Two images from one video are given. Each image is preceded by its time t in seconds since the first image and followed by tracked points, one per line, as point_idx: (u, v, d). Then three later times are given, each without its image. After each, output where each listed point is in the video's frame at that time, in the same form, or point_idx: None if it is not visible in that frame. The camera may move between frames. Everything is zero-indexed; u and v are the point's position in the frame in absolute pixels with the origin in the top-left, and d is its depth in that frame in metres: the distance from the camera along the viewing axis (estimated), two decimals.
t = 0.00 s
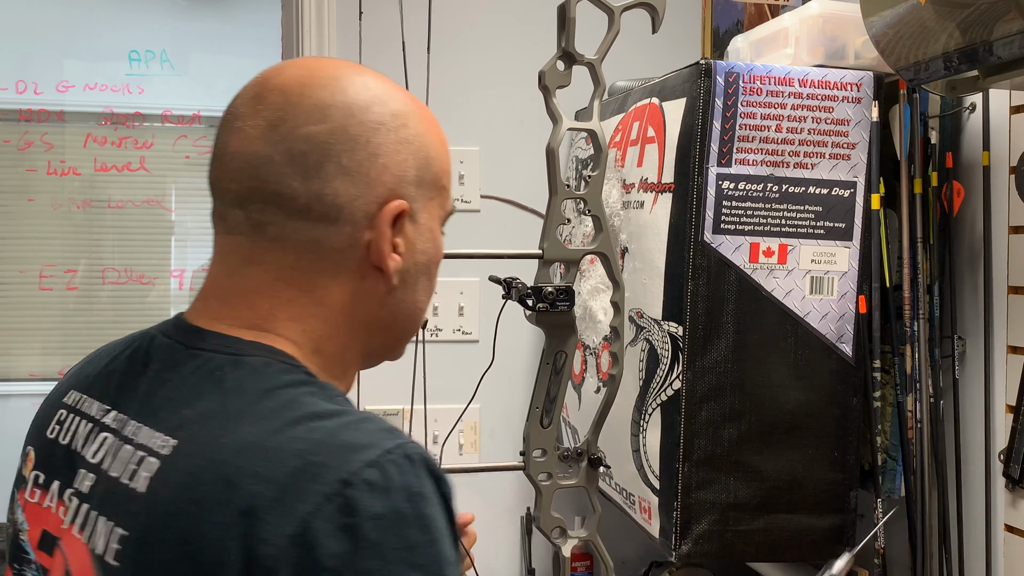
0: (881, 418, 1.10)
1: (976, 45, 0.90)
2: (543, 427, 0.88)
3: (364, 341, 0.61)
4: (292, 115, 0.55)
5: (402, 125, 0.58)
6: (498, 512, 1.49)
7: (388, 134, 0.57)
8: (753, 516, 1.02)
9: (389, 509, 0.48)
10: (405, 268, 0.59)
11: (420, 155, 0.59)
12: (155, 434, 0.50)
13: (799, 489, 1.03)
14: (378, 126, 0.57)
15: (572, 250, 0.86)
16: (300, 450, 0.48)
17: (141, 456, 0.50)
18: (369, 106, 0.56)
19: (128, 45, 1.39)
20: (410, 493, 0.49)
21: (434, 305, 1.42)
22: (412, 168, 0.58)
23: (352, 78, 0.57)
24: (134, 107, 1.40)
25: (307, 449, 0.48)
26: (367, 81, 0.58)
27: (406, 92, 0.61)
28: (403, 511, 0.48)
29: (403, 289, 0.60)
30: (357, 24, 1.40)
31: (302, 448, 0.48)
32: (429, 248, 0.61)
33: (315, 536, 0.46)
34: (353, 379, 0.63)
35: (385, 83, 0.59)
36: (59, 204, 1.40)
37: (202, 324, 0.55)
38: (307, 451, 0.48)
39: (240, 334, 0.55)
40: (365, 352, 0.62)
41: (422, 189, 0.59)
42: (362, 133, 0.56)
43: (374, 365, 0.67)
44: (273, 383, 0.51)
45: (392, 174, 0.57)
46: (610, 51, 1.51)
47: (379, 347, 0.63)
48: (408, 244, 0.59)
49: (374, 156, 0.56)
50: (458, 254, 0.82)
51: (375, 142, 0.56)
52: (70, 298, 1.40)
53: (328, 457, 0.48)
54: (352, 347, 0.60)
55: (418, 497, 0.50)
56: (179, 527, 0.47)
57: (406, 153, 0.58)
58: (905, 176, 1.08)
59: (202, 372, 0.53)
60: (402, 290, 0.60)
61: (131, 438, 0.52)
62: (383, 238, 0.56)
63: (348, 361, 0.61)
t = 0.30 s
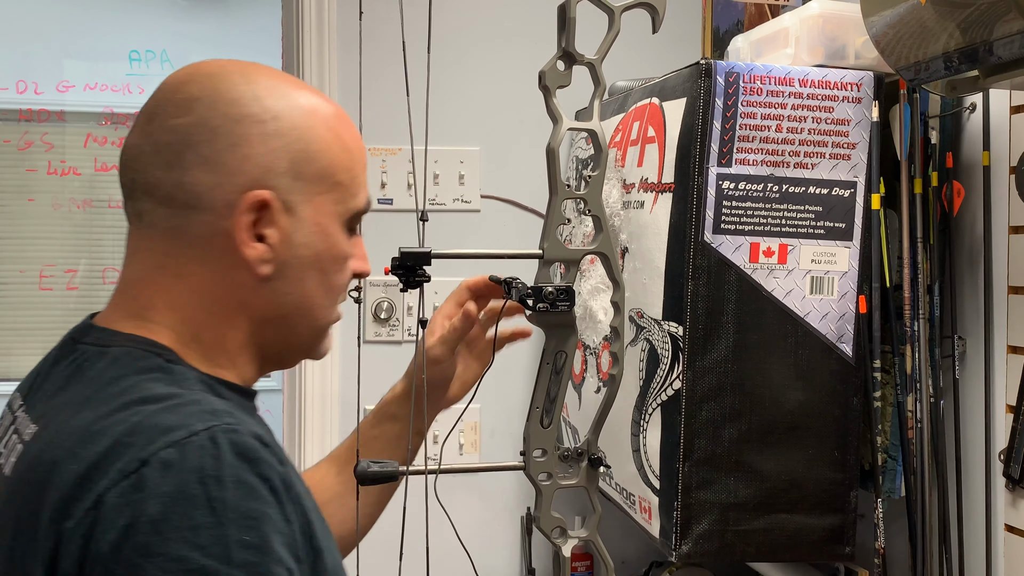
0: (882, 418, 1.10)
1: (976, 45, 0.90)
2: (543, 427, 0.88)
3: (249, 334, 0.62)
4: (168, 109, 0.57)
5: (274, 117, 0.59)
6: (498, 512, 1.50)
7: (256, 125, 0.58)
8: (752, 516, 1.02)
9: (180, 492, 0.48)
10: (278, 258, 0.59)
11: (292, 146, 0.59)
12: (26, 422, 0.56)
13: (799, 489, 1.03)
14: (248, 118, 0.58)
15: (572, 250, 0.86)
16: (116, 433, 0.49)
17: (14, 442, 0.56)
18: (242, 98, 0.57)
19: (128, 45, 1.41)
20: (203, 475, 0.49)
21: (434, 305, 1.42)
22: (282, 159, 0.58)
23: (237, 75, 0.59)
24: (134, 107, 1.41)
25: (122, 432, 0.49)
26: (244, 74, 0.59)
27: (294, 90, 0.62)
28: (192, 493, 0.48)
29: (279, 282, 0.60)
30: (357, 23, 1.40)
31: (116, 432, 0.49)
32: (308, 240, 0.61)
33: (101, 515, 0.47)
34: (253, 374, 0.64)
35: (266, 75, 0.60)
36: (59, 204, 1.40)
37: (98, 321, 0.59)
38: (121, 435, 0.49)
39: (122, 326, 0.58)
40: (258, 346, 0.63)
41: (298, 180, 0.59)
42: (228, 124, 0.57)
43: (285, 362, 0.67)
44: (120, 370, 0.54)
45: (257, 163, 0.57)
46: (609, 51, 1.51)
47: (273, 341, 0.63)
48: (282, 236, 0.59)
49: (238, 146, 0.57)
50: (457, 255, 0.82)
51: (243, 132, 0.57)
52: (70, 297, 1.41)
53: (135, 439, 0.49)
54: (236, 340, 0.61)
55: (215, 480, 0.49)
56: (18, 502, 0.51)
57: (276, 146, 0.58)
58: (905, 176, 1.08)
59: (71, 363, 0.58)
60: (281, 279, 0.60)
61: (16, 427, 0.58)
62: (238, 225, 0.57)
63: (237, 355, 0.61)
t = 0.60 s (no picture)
0: (882, 418, 1.10)
1: (976, 45, 0.90)
2: (543, 427, 0.88)
3: (174, 340, 0.67)
4: (126, 121, 0.65)
5: (199, 132, 0.63)
6: (498, 513, 1.50)
7: (180, 137, 0.63)
8: (753, 516, 1.02)
9: (136, 485, 0.54)
10: (182, 266, 0.64)
11: (209, 162, 0.63)
12: None
13: (799, 490, 1.03)
14: (176, 130, 0.63)
15: (572, 250, 0.86)
16: (71, 430, 0.55)
17: None
18: (175, 111, 0.63)
19: (128, 46, 1.43)
20: (158, 470, 0.55)
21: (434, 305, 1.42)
22: (196, 172, 0.63)
23: (186, 90, 0.66)
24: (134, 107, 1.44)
25: (75, 430, 0.55)
26: (192, 90, 0.65)
27: (236, 109, 0.66)
28: (148, 487, 0.54)
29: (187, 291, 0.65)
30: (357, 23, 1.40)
31: (71, 430, 0.55)
32: (217, 256, 0.64)
33: (63, 510, 0.53)
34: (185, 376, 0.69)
35: (213, 92, 0.66)
36: (59, 204, 1.40)
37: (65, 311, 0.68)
38: (75, 433, 0.55)
39: (74, 318, 0.66)
40: (185, 353, 0.68)
41: (211, 196, 0.63)
42: (158, 133, 0.63)
43: (224, 372, 0.72)
44: (79, 373, 0.60)
45: (165, 172, 0.63)
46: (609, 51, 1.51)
47: (197, 350, 0.68)
48: (186, 245, 0.64)
49: (154, 156, 0.63)
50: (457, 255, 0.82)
51: (169, 144, 0.63)
52: (70, 298, 1.41)
53: (90, 438, 0.55)
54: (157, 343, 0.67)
55: (169, 473, 0.55)
56: None
57: (190, 157, 0.63)
58: (905, 176, 1.08)
59: (32, 359, 0.63)
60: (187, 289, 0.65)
61: None
62: (138, 231, 0.63)
63: (161, 356, 0.67)
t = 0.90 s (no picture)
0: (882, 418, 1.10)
1: (976, 45, 0.90)
2: (543, 427, 0.88)
3: (197, 327, 0.71)
4: (107, 120, 0.66)
5: (199, 123, 0.66)
6: (498, 512, 1.50)
7: (180, 131, 0.65)
8: (753, 516, 1.02)
9: (165, 488, 0.56)
10: (210, 258, 0.68)
11: (216, 150, 0.66)
12: None
13: (798, 490, 1.03)
14: (174, 124, 0.65)
15: (573, 250, 0.86)
16: (93, 437, 0.57)
17: None
18: (169, 105, 0.65)
19: (128, 46, 1.44)
20: (186, 472, 0.57)
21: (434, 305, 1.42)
22: (207, 163, 0.66)
23: (165, 81, 0.67)
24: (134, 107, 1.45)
25: (97, 436, 0.57)
26: (172, 82, 0.66)
27: (220, 94, 0.68)
28: (179, 489, 0.56)
29: (214, 278, 0.69)
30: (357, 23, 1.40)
31: (92, 437, 0.57)
32: (242, 240, 0.69)
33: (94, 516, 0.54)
34: (204, 358, 0.73)
35: (193, 81, 0.67)
36: (59, 204, 1.40)
37: (65, 316, 0.68)
38: (97, 439, 0.57)
39: (83, 324, 0.67)
40: (208, 338, 0.72)
41: (225, 183, 0.67)
42: (157, 131, 0.65)
43: (242, 348, 0.77)
44: (92, 376, 0.62)
45: (178, 170, 0.65)
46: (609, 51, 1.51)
47: (221, 333, 0.72)
48: (212, 236, 0.67)
49: (159, 154, 0.65)
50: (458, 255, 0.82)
51: (170, 139, 0.65)
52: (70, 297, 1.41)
53: (113, 444, 0.56)
54: (182, 333, 0.70)
55: (197, 474, 0.57)
56: None
57: (197, 149, 0.65)
58: (904, 176, 1.08)
59: (42, 363, 0.65)
60: (213, 276, 0.69)
61: None
62: (164, 232, 0.65)
63: (185, 345, 0.71)
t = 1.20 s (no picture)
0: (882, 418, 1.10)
1: (976, 45, 0.90)
2: (543, 427, 0.87)
3: (187, 320, 0.72)
4: (94, 121, 0.68)
5: (183, 119, 0.67)
6: (498, 513, 1.50)
7: (163, 127, 0.66)
8: (753, 516, 1.02)
9: (112, 474, 0.56)
10: (197, 250, 0.69)
11: (199, 144, 0.67)
12: None
13: (799, 490, 1.03)
14: (158, 120, 0.66)
15: (572, 250, 0.86)
16: (54, 421, 0.58)
17: None
18: (153, 102, 0.66)
19: (128, 46, 1.44)
20: (134, 460, 0.57)
21: (434, 305, 1.42)
22: (190, 157, 0.67)
23: (151, 82, 0.69)
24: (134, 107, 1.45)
25: (56, 421, 0.58)
26: (158, 81, 0.68)
27: (203, 92, 0.70)
28: (125, 476, 0.56)
29: (201, 269, 0.69)
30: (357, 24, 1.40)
31: (54, 421, 0.58)
32: (227, 232, 0.69)
33: (43, 499, 0.55)
34: (194, 352, 0.74)
35: (177, 80, 0.69)
36: (59, 204, 1.40)
37: (59, 313, 0.70)
38: (58, 425, 0.58)
39: (75, 320, 0.68)
40: (199, 330, 0.73)
41: (208, 176, 0.68)
42: (142, 128, 0.66)
43: (235, 342, 0.78)
44: (67, 366, 0.63)
45: (162, 163, 0.66)
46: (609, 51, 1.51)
47: (212, 326, 0.73)
48: (197, 228, 0.68)
49: (144, 149, 0.66)
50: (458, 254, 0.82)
51: (154, 135, 0.66)
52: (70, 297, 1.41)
53: (69, 428, 0.57)
54: (171, 325, 0.71)
55: (145, 462, 0.57)
56: None
57: (180, 144, 0.67)
58: (904, 176, 1.08)
59: (31, 354, 0.67)
60: (200, 269, 0.70)
61: None
62: (150, 224, 0.66)
63: (174, 337, 0.71)
